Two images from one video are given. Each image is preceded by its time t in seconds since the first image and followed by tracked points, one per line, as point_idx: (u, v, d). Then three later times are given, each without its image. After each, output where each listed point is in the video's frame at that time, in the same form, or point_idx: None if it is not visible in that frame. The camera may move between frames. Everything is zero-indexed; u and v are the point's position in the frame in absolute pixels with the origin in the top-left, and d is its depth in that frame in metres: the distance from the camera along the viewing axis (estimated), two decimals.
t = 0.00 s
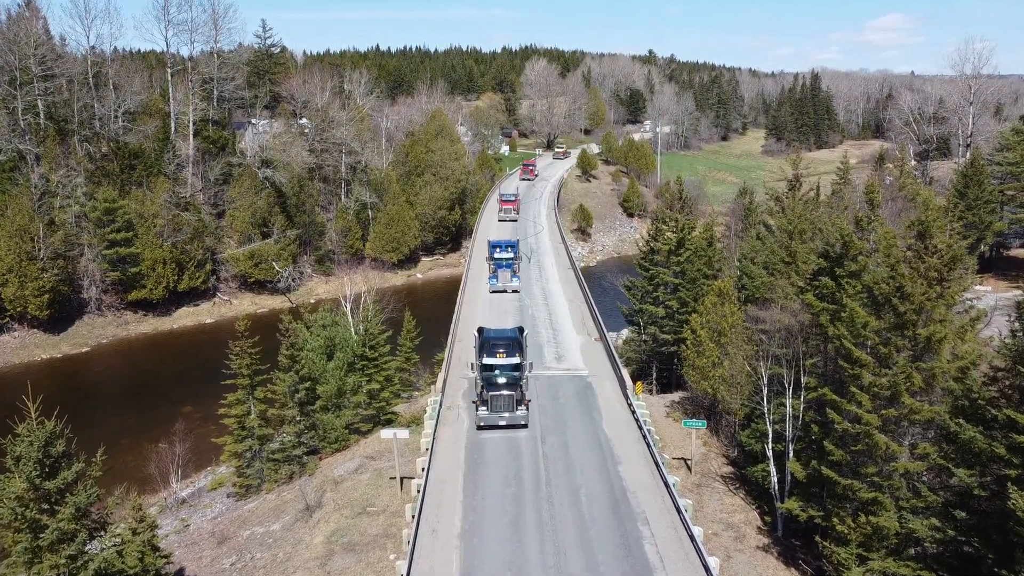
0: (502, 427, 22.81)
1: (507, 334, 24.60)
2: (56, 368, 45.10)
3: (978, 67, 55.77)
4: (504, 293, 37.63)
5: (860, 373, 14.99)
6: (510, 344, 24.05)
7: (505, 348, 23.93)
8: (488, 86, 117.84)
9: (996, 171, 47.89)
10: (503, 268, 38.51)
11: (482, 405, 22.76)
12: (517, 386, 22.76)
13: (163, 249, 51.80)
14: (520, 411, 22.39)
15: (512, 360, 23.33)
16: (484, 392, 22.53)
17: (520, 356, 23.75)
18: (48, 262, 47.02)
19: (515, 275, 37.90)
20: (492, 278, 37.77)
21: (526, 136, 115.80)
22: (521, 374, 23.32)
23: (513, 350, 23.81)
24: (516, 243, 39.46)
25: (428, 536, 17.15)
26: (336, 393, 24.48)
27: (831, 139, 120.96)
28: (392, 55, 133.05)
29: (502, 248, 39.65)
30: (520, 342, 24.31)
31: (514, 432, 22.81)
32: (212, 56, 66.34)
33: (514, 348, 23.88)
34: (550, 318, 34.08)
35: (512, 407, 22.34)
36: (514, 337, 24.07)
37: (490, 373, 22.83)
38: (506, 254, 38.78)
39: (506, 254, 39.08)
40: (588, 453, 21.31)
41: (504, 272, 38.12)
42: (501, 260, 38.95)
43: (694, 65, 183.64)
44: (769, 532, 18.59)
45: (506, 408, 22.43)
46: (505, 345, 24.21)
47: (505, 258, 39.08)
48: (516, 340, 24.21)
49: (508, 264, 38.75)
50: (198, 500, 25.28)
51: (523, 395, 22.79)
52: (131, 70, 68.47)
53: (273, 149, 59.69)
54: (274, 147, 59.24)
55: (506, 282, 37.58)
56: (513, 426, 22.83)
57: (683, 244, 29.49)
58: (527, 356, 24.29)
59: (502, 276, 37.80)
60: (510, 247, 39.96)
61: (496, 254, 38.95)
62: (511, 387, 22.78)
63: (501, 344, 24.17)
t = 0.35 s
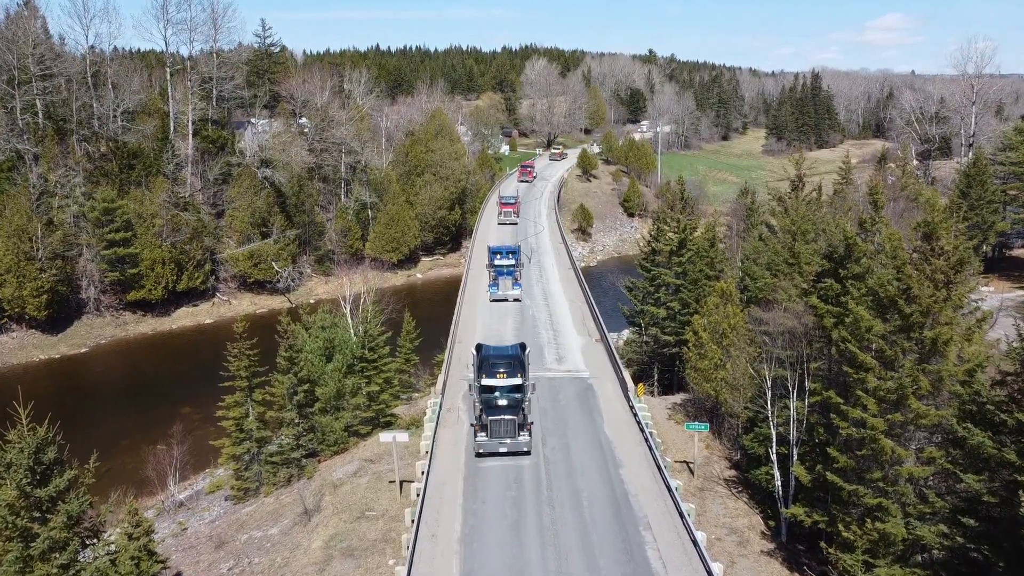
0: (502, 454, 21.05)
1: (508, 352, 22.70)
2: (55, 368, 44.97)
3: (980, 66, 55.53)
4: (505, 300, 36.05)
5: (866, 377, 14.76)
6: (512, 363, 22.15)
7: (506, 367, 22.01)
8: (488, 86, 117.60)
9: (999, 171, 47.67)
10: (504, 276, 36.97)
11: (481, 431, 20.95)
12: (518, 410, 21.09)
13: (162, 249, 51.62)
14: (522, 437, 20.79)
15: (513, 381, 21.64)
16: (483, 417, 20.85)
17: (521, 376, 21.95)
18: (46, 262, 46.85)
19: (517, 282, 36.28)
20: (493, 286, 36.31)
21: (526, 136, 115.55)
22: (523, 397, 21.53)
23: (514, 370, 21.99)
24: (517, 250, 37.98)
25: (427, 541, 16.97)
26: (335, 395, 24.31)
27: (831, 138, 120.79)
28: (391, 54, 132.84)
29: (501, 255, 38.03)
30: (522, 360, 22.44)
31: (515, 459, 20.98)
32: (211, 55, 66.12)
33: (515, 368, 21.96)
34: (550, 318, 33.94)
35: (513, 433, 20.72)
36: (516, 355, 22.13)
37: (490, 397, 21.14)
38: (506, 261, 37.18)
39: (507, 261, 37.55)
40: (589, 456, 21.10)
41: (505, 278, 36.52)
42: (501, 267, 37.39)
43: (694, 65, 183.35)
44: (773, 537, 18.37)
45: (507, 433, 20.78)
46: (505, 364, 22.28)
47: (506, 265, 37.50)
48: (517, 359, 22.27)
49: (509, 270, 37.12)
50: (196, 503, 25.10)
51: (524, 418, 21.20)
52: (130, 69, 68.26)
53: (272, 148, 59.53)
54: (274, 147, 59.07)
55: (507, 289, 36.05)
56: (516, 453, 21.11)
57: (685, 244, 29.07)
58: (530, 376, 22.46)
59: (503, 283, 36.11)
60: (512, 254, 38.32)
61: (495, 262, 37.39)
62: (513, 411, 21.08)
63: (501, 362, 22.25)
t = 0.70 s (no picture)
0: (503, 489, 19.19)
1: (509, 376, 21.06)
2: (53, 369, 44.75)
3: (983, 66, 55.26)
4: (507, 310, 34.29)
5: (873, 384, 14.47)
6: (513, 388, 20.46)
7: (506, 393, 20.30)
8: (488, 85, 117.33)
9: (1002, 171, 47.43)
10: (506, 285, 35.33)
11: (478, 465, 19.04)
12: (520, 440, 19.26)
13: (160, 250, 51.37)
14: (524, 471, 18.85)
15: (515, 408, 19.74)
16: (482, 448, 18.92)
17: (524, 403, 20.17)
18: (44, 262, 46.59)
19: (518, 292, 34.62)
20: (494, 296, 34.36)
21: (526, 136, 115.29)
22: (525, 426, 19.81)
23: (515, 397, 20.24)
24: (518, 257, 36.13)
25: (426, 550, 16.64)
26: (333, 398, 23.83)
27: (832, 138, 120.46)
28: (391, 53, 132.63)
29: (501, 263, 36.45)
30: (524, 386, 20.76)
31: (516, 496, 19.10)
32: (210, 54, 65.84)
33: (516, 393, 20.20)
34: (551, 319, 33.69)
35: (514, 467, 18.81)
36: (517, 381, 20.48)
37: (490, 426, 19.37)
38: (506, 270, 35.62)
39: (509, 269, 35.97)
40: (591, 464, 20.74)
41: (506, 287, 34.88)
42: (502, 276, 35.82)
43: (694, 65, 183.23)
44: (778, 545, 18.10)
45: (507, 468, 18.83)
46: (506, 389, 20.58)
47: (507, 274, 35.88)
48: (519, 385, 20.59)
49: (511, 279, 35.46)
50: (193, 507, 24.85)
51: (527, 450, 19.20)
52: (128, 68, 68.01)
53: (271, 148, 59.31)
54: (273, 147, 58.84)
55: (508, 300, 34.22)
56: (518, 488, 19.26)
57: (688, 245, 28.80)
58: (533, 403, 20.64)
59: (503, 292, 34.50)
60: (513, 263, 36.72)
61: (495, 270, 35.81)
62: (512, 442, 19.09)
63: (501, 388, 20.58)
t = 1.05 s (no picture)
0: (503, 533, 17.37)
1: (509, 405, 19.11)
2: (50, 371, 44.37)
3: (987, 66, 54.93)
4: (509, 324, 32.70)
5: (883, 392, 14.12)
6: (514, 419, 18.58)
7: (506, 424, 18.45)
8: (488, 85, 117.05)
9: (1006, 171, 47.10)
10: (506, 296, 33.99)
11: (477, 505, 17.29)
12: (522, 476, 17.53)
13: (158, 251, 51.03)
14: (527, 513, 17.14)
15: (517, 443, 17.90)
16: (481, 487, 17.22)
17: (526, 435, 18.30)
18: (40, 264, 46.30)
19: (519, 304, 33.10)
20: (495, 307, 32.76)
21: (526, 136, 114.95)
22: (527, 459, 18.01)
23: (516, 429, 18.37)
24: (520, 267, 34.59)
25: (424, 558, 16.32)
26: (331, 403, 23.29)
27: (833, 139, 120.07)
28: (391, 53, 132.41)
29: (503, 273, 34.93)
30: (527, 416, 18.89)
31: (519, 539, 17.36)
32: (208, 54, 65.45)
33: (518, 425, 18.32)
34: (551, 322, 33.38)
35: (516, 507, 17.15)
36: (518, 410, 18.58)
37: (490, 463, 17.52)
38: (506, 280, 34.15)
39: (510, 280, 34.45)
40: (592, 470, 20.46)
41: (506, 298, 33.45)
42: (502, 286, 34.30)
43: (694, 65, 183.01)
44: (783, 554, 17.79)
45: (507, 509, 17.13)
46: (506, 419, 18.69)
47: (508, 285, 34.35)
48: (520, 414, 18.68)
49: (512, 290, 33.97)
50: (188, 513, 24.57)
51: (529, 487, 17.51)
52: (126, 69, 67.75)
53: (269, 148, 58.97)
54: (271, 147, 58.53)
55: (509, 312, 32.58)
56: (519, 532, 17.44)
57: (690, 247, 28.47)
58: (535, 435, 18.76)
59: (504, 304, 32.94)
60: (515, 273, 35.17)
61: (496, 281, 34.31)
62: (513, 480, 17.37)
63: (501, 418, 18.69)
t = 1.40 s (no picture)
0: None
1: (510, 440, 16.37)
2: (47, 373, 43.99)
3: (991, 66, 54.51)
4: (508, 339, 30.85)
5: (894, 402, 13.77)
6: (515, 457, 15.94)
7: (507, 464, 15.72)
8: (488, 85, 116.66)
9: (1009, 172, 46.73)
10: (507, 309, 32.14)
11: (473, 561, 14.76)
12: (524, 526, 15.08)
13: (156, 252, 50.63)
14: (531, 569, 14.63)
15: (520, 487, 15.37)
16: (478, 540, 14.73)
17: (529, 477, 15.70)
18: (36, 265, 45.94)
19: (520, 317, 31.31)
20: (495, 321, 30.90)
21: (525, 135, 114.52)
22: (531, 505, 15.58)
23: (518, 470, 15.75)
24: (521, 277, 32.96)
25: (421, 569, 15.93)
26: (327, 408, 22.83)
27: (834, 138, 119.65)
28: (390, 53, 131.94)
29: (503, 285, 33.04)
30: (530, 453, 16.24)
31: None
32: (206, 53, 65.02)
33: (521, 466, 15.68)
34: (551, 324, 33.06)
35: (519, 563, 14.64)
36: (520, 447, 15.91)
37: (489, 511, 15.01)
38: (507, 291, 32.33)
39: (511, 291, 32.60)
40: (594, 478, 20.05)
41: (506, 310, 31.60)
42: (503, 299, 32.43)
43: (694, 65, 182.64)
44: (789, 565, 17.40)
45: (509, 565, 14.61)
46: (506, 458, 15.99)
47: (509, 297, 32.43)
48: (523, 452, 15.99)
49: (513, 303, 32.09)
50: (182, 520, 24.20)
51: (531, 538, 15.01)
52: (124, 68, 67.30)
53: (267, 148, 58.59)
54: (267, 147, 58.62)
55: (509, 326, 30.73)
56: None
57: (692, 249, 27.99)
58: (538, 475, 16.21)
59: (504, 317, 31.04)
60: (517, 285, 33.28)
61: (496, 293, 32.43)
62: (513, 531, 14.86)
63: (500, 456, 15.97)
